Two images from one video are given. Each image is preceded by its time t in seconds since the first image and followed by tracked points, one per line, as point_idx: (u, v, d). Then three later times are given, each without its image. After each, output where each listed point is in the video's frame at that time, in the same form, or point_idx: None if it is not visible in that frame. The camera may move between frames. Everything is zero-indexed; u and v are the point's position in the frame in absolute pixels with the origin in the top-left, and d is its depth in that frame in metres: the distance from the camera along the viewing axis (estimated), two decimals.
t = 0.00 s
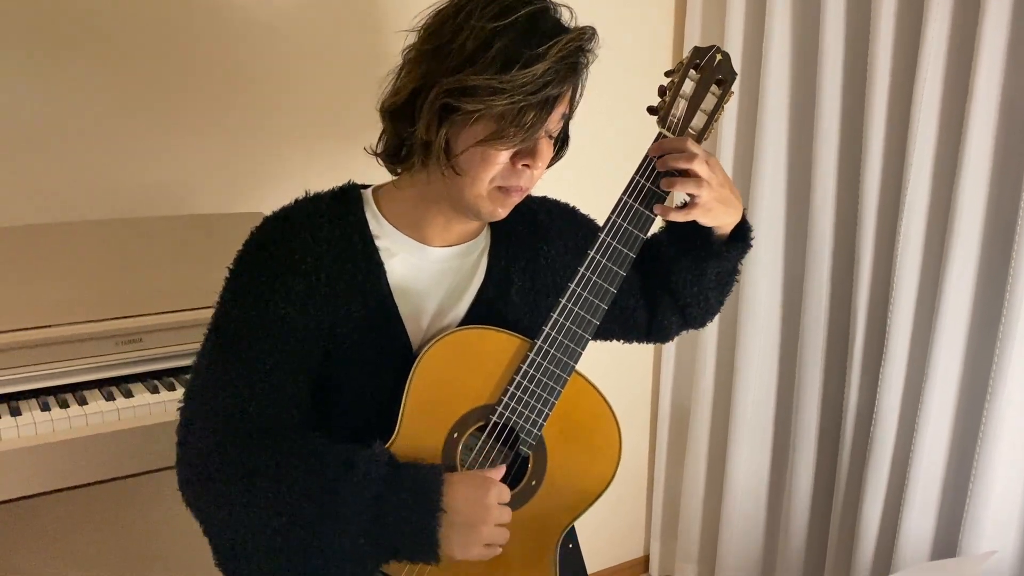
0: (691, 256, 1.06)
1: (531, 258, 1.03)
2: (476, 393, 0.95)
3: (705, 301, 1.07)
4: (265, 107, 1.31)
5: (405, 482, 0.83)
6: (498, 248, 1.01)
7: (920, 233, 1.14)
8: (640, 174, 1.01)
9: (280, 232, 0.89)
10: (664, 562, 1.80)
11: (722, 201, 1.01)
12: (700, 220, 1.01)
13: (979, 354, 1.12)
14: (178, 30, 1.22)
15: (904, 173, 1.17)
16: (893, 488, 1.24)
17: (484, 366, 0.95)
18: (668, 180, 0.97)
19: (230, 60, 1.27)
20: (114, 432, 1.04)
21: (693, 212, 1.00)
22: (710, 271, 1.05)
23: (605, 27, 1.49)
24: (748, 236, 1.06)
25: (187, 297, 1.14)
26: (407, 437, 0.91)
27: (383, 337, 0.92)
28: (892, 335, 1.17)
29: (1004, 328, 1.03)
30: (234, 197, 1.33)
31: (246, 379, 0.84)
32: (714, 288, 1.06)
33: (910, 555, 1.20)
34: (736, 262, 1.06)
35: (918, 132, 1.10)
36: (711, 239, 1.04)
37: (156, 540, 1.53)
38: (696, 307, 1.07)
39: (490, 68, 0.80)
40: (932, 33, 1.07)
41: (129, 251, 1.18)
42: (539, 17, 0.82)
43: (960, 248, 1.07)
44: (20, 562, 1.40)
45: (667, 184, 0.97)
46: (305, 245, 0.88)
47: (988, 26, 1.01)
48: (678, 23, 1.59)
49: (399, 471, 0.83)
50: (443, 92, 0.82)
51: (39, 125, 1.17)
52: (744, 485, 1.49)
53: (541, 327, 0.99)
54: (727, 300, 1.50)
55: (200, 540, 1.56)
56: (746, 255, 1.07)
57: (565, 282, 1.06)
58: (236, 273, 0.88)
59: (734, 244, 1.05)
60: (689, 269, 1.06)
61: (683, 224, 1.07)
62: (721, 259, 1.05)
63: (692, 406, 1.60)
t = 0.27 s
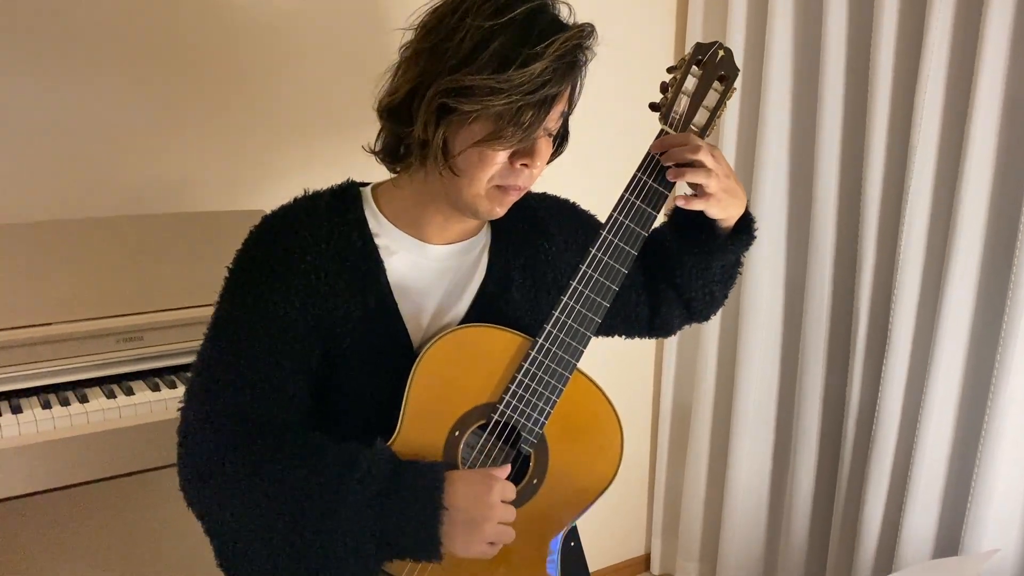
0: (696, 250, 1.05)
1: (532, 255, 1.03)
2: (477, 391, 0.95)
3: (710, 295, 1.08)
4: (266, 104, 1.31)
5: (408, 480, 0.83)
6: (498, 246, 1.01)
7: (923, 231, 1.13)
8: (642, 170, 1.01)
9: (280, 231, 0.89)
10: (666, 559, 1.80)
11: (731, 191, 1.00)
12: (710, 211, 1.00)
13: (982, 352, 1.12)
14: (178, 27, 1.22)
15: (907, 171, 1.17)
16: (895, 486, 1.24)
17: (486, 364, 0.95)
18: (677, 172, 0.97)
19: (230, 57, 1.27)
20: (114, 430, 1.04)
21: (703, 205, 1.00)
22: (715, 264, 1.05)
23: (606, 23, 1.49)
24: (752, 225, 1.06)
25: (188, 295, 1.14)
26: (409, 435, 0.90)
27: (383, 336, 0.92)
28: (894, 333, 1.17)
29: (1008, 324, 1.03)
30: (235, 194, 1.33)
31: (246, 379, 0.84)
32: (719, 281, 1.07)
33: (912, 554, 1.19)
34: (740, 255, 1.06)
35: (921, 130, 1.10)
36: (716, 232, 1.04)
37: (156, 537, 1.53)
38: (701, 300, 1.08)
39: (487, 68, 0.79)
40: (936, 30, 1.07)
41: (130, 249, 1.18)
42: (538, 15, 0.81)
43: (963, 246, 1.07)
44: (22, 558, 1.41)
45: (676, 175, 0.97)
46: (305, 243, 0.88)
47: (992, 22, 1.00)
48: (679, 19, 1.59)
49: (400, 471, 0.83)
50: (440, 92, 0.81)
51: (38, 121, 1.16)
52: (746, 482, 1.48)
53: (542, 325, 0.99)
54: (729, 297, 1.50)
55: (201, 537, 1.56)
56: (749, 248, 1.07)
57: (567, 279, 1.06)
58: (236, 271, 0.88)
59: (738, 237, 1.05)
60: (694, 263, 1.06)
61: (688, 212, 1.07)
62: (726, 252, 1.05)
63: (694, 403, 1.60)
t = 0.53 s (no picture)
0: (697, 246, 1.05)
1: (532, 252, 1.02)
2: (478, 389, 0.94)
3: (712, 291, 1.07)
4: (267, 102, 1.31)
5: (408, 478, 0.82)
6: (499, 243, 1.00)
7: (925, 228, 1.13)
8: (643, 168, 1.00)
9: (279, 228, 0.88)
10: (667, 557, 1.80)
11: (733, 186, 1.00)
12: (713, 207, 1.00)
13: (984, 350, 1.12)
14: (179, 24, 1.21)
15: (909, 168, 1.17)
16: (896, 484, 1.24)
17: (487, 362, 0.95)
18: (678, 168, 0.97)
19: (231, 54, 1.26)
20: (115, 428, 1.04)
21: (706, 200, 0.99)
22: (718, 260, 1.04)
23: (608, 19, 1.48)
24: (754, 223, 1.06)
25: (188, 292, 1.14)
26: (410, 434, 0.90)
27: (384, 336, 0.91)
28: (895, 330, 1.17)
29: (1011, 321, 1.02)
30: (235, 192, 1.32)
31: (246, 377, 0.83)
32: (721, 277, 1.06)
33: (915, 551, 1.19)
34: (742, 251, 1.05)
35: (923, 127, 1.09)
36: (719, 229, 1.04)
37: (157, 536, 1.53)
38: (704, 296, 1.07)
39: (481, 60, 0.79)
40: (939, 27, 1.06)
41: (130, 246, 1.17)
42: (533, 8, 0.81)
43: (966, 243, 1.06)
44: (23, 557, 1.41)
45: (678, 172, 0.97)
46: (304, 241, 0.87)
47: (996, 18, 1.00)
48: (681, 15, 1.58)
49: (401, 469, 0.83)
50: (435, 85, 0.81)
51: (38, 120, 1.16)
52: (747, 480, 1.48)
53: (543, 323, 0.98)
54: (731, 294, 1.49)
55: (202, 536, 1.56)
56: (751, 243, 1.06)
57: (568, 277, 1.05)
58: (236, 269, 0.87)
59: (741, 233, 1.04)
60: (696, 259, 1.05)
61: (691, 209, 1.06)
62: (727, 248, 1.04)
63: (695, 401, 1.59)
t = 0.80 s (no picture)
0: (697, 242, 1.05)
1: (532, 249, 1.02)
2: (478, 385, 0.94)
3: (712, 286, 1.07)
4: (267, 100, 1.30)
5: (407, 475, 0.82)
6: (498, 240, 1.00)
7: (927, 227, 1.13)
8: (643, 164, 1.00)
9: (279, 226, 0.88)
10: (668, 554, 1.80)
11: (733, 180, 1.00)
12: (713, 203, 1.00)
13: (986, 348, 1.11)
14: (179, 23, 1.21)
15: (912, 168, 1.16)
16: (898, 484, 1.23)
17: (486, 358, 0.94)
18: (678, 165, 0.97)
19: (231, 53, 1.26)
20: (115, 425, 1.04)
21: (706, 197, 0.99)
22: (718, 256, 1.04)
23: (609, 17, 1.48)
24: (753, 217, 1.04)
25: (189, 290, 1.13)
26: (409, 430, 0.90)
27: (384, 333, 0.91)
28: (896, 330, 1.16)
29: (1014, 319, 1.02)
30: (236, 189, 1.32)
31: (245, 374, 0.83)
32: (721, 272, 1.06)
33: (916, 549, 1.19)
34: (741, 246, 1.05)
35: (925, 127, 1.09)
36: (718, 224, 1.03)
37: (159, 532, 1.53)
38: (704, 292, 1.07)
39: (484, 79, 0.78)
40: (941, 26, 1.06)
41: (131, 243, 1.17)
42: (543, 27, 0.80)
43: (968, 242, 1.06)
44: (23, 554, 1.40)
45: (677, 168, 0.97)
46: (304, 238, 0.87)
47: (999, 16, 0.99)
48: (682, 13, 1.58)
49: (400, 465, 0.83)
50: (437, 96, 0.80)
51: (39, 117, 1.16)
52: (748, 479, 1.48)
53: (542, 319, 0.98)
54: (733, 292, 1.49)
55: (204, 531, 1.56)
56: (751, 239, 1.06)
57: (567, 273, 1.05)
58: (235, 267, 0.87)
59: (741, 227, 1.04)
60: (695, 254, 1.05)
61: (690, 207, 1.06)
62: (727, 243, 1.04)
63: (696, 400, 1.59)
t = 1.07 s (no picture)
0: (697, 239, 1.05)
1: (533, 248, 1.02)
2: (478, 383, 0.94)
3: (713, 284, 1.07)
4: (268, 99, 1.31)
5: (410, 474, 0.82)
6: (499, 239, 1.00)
7: (929, 226, 1.12)
8: (643, 164, 1.00)
9: (280, 225, 0.88)
10: (669, 555, 1.80)
11: (733, 177, 1.00)
12: (713, 199, 1.00)
13: (988, 347, 1.11)
14: (180, 22, 1.22)
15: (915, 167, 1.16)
16: (900, 482, 1.23)
17: (486, 355, 0.94)
18: (679, 163, 0.97)
19: (232, 53, 1.26)
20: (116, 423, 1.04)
21: (707, 193, 0.99)
22: (717, 252, 1.04)
23: (611, 18, 1.48)
24: (753, 214, 1.05)
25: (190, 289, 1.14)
26: (410, 428, 0.90)
27: (384, 331, 0.91)
28: (899, 329, 1.16)
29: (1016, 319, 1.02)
30: (237, 189, 1.32)
31: (247, 372, 0.83)
32: (721, 270, 1.06)
33: (918, 549, 1.18)
34: (741, 243, 1.05)
35: (927, 127, 1.09)
36: (718, 222, 1.03)
37: (161, 531, 1.53)
38: (703, 288, 1.07)
39: (487, 90, 0.78)
40: (943, 26, 1.06)
41: (131, 242, 1.17)
42: (550, 40, 0.80)
43: (970, 240, 1.06)
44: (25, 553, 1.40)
45: (678, 166, 0.97)
46: (304, 237, 0.87)
47: (1001, 17, 0.99)
48: (684, 14, 1.58)
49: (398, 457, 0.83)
50: (439, 103, 0.80)
51: (41, 117, 1.16)
52: (749, 479, 1.48)
53: (543, 317, 0.98)
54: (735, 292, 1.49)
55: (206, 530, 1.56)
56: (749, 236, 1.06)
57: (568, 272, 1.05)
58: (237, 265, 0.87)
59: (741, 224, 1.04)
60: (695, 251, 1.05)
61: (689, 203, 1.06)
62: (727, 240, 1.04)
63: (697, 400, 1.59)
